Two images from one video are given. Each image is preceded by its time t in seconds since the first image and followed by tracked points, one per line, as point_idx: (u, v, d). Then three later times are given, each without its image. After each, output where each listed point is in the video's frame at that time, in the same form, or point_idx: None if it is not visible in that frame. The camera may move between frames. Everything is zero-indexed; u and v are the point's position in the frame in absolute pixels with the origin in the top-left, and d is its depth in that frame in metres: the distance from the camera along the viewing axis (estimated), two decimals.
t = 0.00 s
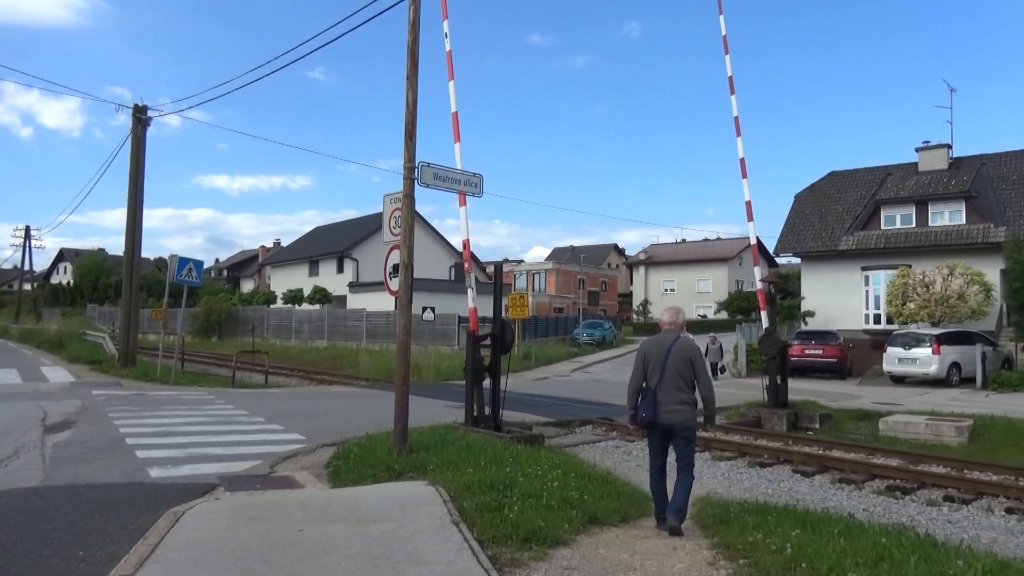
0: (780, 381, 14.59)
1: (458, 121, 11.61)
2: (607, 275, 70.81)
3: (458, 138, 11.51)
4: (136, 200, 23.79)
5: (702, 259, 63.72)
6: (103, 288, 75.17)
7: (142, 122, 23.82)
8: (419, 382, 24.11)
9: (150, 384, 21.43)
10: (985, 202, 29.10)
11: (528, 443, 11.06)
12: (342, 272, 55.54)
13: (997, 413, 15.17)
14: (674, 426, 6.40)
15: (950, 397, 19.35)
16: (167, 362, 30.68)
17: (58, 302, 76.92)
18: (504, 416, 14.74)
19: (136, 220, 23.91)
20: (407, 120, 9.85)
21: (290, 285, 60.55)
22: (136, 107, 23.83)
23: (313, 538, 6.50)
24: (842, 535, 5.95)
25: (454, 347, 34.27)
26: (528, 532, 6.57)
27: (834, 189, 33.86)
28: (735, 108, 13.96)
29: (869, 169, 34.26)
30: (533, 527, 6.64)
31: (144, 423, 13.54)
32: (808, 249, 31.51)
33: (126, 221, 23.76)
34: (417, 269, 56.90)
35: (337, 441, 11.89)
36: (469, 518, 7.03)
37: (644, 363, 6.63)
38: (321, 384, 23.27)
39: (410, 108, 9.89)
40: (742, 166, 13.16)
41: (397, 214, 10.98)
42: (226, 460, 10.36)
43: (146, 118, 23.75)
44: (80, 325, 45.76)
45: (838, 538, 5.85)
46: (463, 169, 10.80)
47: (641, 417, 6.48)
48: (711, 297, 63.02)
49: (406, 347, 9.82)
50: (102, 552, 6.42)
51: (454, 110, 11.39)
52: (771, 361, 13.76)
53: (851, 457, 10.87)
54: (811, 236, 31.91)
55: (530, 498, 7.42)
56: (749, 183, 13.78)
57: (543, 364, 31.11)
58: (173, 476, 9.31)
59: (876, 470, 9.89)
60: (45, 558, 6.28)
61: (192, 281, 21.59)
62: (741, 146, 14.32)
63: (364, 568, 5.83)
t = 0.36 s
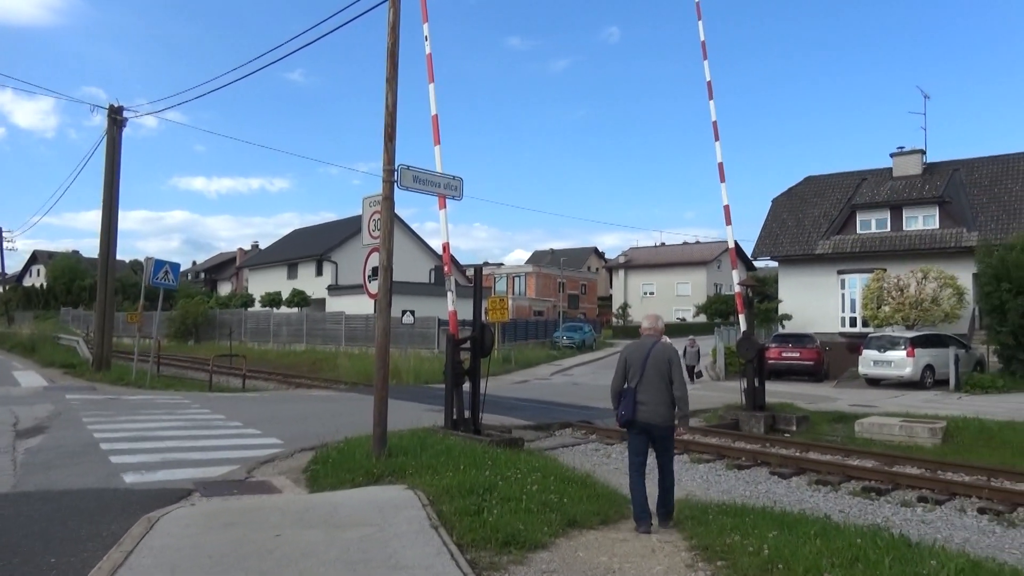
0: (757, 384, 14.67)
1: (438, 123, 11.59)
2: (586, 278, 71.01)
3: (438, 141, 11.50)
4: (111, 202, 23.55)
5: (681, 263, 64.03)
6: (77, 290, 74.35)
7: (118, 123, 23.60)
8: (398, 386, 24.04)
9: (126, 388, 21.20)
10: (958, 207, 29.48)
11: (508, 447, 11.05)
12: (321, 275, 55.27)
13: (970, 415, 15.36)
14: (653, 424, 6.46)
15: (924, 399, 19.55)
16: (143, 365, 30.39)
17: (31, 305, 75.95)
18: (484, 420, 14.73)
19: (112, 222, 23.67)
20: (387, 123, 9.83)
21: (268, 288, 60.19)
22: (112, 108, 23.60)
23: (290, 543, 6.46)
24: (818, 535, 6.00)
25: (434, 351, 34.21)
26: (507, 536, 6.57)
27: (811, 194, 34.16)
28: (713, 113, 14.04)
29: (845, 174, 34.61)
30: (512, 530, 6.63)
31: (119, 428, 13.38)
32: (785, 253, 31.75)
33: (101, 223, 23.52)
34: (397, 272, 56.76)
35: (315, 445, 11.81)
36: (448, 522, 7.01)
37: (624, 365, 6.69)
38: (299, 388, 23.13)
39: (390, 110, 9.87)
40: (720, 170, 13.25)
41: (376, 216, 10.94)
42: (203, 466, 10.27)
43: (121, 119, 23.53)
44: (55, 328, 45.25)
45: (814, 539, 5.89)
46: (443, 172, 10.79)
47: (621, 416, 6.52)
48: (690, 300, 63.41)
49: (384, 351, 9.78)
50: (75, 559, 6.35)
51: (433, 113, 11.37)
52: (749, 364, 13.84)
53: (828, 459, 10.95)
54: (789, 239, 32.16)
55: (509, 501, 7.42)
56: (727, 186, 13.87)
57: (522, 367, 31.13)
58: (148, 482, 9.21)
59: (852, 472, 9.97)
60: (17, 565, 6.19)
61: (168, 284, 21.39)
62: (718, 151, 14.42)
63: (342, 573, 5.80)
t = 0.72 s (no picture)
0: (735, 387, 14.76)
1: (417, 127, 11.57)
2: (566, 282, 71.12)
3: (417, 145, 11.48)
4: (85, 204, 23.29)
5: (660, 266, 64.31)
6: (50, 294, 73.40)
7: (92, 125, 23.35)
8: (377, 390, 23.95)
9: (100, 393, 20.96)
10: (931, 212, 29.85)
11: (487, 451, 11.03)
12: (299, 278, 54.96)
13: (944, 417, 15.54)
14: (640, 431, 6.82)
15: (898, 402, 19.77)
16: (118, 370, 30.05)
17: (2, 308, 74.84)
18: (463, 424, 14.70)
19: (85, 225, 23.41)
20: (365, 127, 9.80)
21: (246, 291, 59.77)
22: (86, 109, 23.34)
23: (267, 549, 6.42)
24: (795, 537, 6.05)
25: (413, 355, 34.10)
26: (486, 540, 6.55)
27: (787, 199, 34.44)
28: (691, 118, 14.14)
29: (820, 179, 34.93)
30: (491, 535, 6.62)
31: (93, 434, 13.22)
32: (762, 257, 32.00)
33: (74, 225, 23.25)
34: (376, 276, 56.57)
35: (292, 450, 11.73)
36: (426, 527, 6.99)
37: (614, 374, 7.04)
38: (277, 393, 22.97)
39: (368, 114, 9.84)
40: (698, 174, 13.33)
41: (355, 220, 10.90)
42: (179, 471, 10.17)
43: (95, 120, 23.28)
44: (28, 333, 44.65)
45: (790, 541, 5.93)
46: (422, 176, 10.77)
47: (610, 421, 6.86)
48: (669, 304, 63.71)
49: (363, 355, 9.73)
50: (46, 568, 6.25)
51: (412, 117, 11.35)
52: (727, 368, 13.93)
53: (805, 461, 11.04)
54: (765, 244, 32.42)
55: (488, 506, 7.40)
56: (705, 191, 13.95)
57: (502, 371, 31.11)
58: (121, 489, 9.10)
59: (828, 474, 10.05)
60: None
61: (143, 287, 21.18)
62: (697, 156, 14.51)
63: None
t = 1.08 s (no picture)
0: (720, 390, 14.81)
1: (403, 130, 11.56)
2: (552, 285, 71.17)
3: (403, 148, 11.46)
4: (67, 206, 23.12)
5: (646, 270, 64.48)
6: (30, 297, 72.78)
7: (74, 126, 23.17)
8: (362, 393, 23.87)
9: (82, 397, 20.78)
10: (913, 217, 30.10)
11: (473, 454, 11.01)
12: (284, 282, 54.73)
13: (926, 420, 15.67)
14: (625, 438, 6.85)
15: (881, 405, 19.91)
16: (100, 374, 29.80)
17: None
18: (449, 428, 14.69)
19: (67, 227, 23.24)
20: (350, 129, 9.77)
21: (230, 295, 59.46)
22: (68, 110, 23.17)
23: (250, 554, 6.38)
24: (779, 540, 6.07)
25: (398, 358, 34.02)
26: (471, 544, 6.54)
27: (771, 204, 34.61)
28: (676, 122, 14.20)
29: (804, 184, 35.14)
30: (477, 539, 6.61)
31: (74, 438, 13.10)
32: (746, 261, 32.14)
33: (56, 227, 23.06)
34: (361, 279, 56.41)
35: (277, 454, 11.67)
36: (412, 531, 6.96)
37: (596, 385, 7.09)
38: (261, 396, 22.86)
39: (353, 116, 9.82)
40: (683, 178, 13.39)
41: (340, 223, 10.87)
42: (162, 476, 10.09)
43: (77, 122, 23.11)
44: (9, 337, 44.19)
45: (774, 544, 5.96)
46: (407, 180, 10.76)
47: (596, 430, 6.89)
48: (655, 307, 63.90)
49: (348, 359, 9.70)
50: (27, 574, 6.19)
51: (398, 120, 11.33)
52: (712, 371, 13.96)
53: (789, 464, 11.09)
54: (750, 248, 32.57)
55: (474, 510, 7.39)
56: (690, 194, 13.99)
57: (487, 375, 31.10)
58: (103, 494, 9.02)
59: (812, 476, 10.09)
60: None
61: (126, 290, 21.03)
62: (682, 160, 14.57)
63: None
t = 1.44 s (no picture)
0: (714, 393, 14.84)
1: (397, 133, 11.55)
2: (546, 288, 71.17)
3: (397, 150, 11.45)
4: (59, 208, 23.05)
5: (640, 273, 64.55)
6: (23, 299, 72.54)
7: (67, 128, 23.11)
8: (356, 396, 23.83)
9: (75, 400, 20.70)
10: (906, 220, 30.19)
11: (467, 457, 10.99)
12: (278, 284, 54.62)
13: (919, 422, 15.71)
14: (617, 436, 6.85)
15: (874, 407, 19.98)
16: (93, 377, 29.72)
17: None
18: (443, 431, 14.67)
19: (60, 230, 23.16)
20: (345, 132, 9.77)
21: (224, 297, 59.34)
22: (60, 112, 23.10)
23: (243, 557, 6.36)
24: (773, 542, 6.07)
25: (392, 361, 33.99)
26: (466, 547, 6.53)
27: (765, 206, 34.69)
28: (670, 124, 14.23)
29: (798, 187, 35.23)
30: (471, 542, 6.60)
31: (66, 441, 13.05)
32: (740, 264, 32.20)
33: (48, 229, 22.98)
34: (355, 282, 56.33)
35: (270, 457, 11.65)
36: (406, 534, 6.94)
37: (589, 387, 7.10)
38: (255, 399, 22.81)
39: (348, 118, 9.81)
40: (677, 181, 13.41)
41: (334, 225, 10.84)
42: (155, 479, 10.06)
43: (70, 124, 23.05)
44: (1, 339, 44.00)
45: (768, 546, 5.95)
46: (401, 181, 10.76)
47: (589, 430, 6.91)
48: (649, 310, 63.94)
49: (342, 362, 9.67)
50: None
51: (392, 122, 11.32)
52: (706, 373, 13.97)
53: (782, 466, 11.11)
54: (744, 250, 32.63)
55: (467, 513, 7.38)
56: (684, 197, 14.02)
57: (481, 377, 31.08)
58: (96, 497, 8.99)
59: (806, 478, 10.11)
60: None
61: (119, 293, 20.97)
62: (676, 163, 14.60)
63: None
